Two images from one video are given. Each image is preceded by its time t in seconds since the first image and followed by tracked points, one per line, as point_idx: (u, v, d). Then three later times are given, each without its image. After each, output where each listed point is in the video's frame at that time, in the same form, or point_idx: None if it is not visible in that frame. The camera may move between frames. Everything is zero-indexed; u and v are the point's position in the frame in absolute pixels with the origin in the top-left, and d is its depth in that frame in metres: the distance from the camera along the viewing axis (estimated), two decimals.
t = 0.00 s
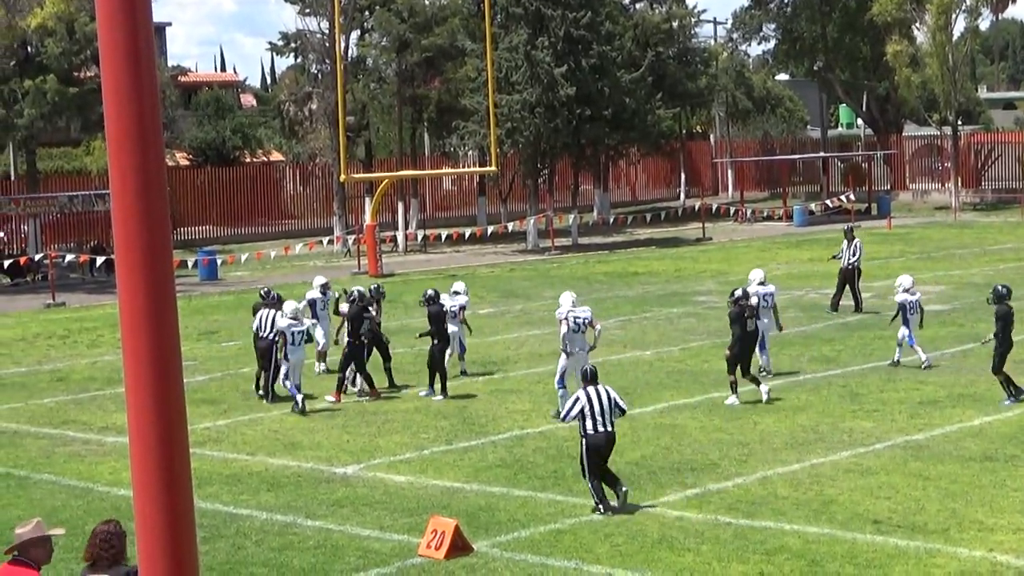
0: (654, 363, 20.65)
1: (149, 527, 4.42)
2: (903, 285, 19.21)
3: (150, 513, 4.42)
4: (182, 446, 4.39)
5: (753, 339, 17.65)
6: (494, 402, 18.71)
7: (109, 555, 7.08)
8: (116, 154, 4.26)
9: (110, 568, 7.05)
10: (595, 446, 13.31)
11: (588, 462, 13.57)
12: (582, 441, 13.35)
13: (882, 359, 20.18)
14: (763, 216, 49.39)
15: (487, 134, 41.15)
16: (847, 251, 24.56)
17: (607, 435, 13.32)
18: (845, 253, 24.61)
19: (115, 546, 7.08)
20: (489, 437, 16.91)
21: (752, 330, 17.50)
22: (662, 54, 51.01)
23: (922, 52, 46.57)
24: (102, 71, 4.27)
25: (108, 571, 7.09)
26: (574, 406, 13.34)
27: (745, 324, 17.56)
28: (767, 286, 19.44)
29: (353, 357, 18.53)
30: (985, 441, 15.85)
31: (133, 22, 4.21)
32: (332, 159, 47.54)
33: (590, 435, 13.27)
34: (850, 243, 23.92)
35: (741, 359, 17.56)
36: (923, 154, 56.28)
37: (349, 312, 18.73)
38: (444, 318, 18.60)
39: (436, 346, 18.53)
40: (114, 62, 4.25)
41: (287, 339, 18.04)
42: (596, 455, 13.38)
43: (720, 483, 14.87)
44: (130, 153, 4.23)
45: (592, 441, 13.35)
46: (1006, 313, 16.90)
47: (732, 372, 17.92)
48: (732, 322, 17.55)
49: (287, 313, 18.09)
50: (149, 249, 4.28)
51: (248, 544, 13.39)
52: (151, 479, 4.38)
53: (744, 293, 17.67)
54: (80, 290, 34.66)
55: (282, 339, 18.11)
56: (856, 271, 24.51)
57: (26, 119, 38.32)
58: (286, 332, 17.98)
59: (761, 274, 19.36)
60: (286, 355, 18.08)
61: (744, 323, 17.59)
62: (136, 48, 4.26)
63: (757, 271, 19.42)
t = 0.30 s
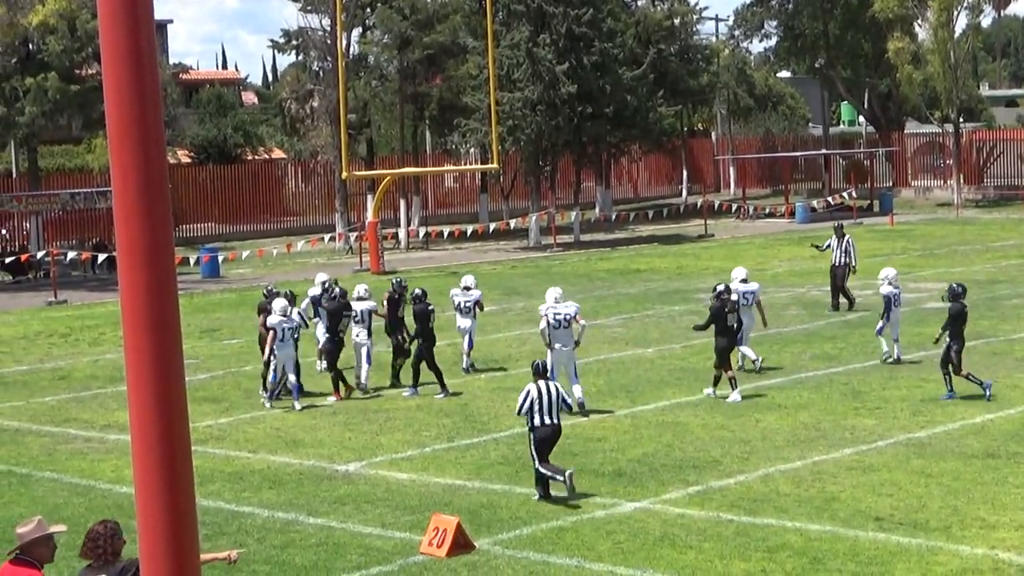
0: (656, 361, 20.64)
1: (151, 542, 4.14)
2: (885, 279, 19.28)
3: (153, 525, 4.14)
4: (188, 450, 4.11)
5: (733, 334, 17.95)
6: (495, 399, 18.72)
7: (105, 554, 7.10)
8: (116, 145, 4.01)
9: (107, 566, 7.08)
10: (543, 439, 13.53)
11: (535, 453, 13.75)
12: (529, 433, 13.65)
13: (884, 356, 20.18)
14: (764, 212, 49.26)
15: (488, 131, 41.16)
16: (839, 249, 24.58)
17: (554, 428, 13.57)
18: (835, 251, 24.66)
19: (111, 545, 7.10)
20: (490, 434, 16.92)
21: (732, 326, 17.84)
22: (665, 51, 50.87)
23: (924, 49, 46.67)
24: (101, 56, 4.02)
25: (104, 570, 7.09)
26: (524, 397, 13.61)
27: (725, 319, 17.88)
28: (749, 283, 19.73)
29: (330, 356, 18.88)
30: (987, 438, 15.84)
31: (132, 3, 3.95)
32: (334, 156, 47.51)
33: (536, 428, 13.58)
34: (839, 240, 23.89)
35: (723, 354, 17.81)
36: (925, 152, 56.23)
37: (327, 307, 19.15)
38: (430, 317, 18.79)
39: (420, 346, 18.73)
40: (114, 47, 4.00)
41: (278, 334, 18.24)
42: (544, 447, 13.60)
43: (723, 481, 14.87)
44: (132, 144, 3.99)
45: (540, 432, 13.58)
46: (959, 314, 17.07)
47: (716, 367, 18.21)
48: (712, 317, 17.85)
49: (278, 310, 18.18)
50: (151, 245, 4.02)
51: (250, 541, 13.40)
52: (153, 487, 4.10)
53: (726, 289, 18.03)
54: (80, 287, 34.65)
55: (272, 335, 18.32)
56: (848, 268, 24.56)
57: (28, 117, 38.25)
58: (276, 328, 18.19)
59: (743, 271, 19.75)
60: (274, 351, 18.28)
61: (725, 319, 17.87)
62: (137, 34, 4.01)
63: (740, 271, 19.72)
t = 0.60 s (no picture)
0: (660, 360, 20.34)
1: (143, 543, 4.01)
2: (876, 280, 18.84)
3: (146, 527, 4.01)
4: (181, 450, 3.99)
5: (719, 332, 17.80)
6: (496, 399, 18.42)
7: (94, 560, 6.76)
8: (108, 133, 3.84)
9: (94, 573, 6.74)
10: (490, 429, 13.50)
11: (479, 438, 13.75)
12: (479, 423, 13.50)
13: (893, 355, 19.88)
14: (770, 210, 48.88)
15: (489, 126, 40.81)
16: (839, 246, 24.04)
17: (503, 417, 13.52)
18: (837, 249, 24.25)
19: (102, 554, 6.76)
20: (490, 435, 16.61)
21: (718, 323, 17.71)
22: (667, 44, 50.80)
23: (932, 42, 46.30)
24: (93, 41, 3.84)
25: None
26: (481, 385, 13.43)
27: (712, 315, 17.72)
28: (734, 279, 19.20)
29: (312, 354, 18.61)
30: (997, 439, 15.54)
31: None
32: (330, 152, 47.16)
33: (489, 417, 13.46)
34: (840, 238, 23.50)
35: (707, 351, 17.73)
36: (933, 146, 55.98)
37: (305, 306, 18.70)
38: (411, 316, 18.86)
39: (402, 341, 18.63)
40: (106, 36, 3.82)
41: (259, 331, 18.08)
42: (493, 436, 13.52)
43: (727, 482, 14.56)
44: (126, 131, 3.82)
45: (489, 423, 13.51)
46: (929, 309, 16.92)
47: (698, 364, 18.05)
48: (700, 313, 17.73)
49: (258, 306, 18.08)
50: (144, 241, 3.88)
51: (245, 544, 13.09)
52: (147, 490, 3.97)
53: (714, 285, 17.90)
54: (73, 285, 34.35)
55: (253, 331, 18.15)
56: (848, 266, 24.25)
57: (19, 112, 38.03)
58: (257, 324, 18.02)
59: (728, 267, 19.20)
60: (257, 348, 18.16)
61: (712, 315, 17.73)
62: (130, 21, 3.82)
63: (725, 267, 19.18)
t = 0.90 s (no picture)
0: (664, 358, 19.73)
1: (127, 542, 4.01)
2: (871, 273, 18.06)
3: (130, 528, 4.01)
4: (165, 449, 3.98)
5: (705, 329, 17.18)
6: (495, 399, 17.82)
7: (89, 563, 6.36)
8: (90, 128, 3.82)
9: None
10: (442, 424, 13.22)
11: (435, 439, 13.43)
12: (426, 420, 13.28)
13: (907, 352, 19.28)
14: (778, 201, 48.45)
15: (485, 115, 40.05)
16: (846, 241, 23.61)
17: (451, 413, 13.27)
18: (842, 243, 23.63)
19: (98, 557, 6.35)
20: (489, 437, 15.98)
21: (706, 319, 17.12)
22: (672, 29, 49.99)
23: (947, 27, 45.60)
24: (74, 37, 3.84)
25: None
26: (419, 381, 13.26)
27: (699, 311, 17.16)
28: (717, 276, 18.62)
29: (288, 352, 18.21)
30: (1015, 440, 14.94)
31: None
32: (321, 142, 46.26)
33: (435, 411, 13.21)
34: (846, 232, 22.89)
35: (695, 348, 17.09)
36: (948, 136, 55.24)
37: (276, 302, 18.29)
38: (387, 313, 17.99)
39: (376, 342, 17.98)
40: (88, 29, 3.83)
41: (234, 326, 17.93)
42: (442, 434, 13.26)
43: (734, 485, 13.96)
44: (105, 127, 3.80)
45: (438, 419, 13.23)
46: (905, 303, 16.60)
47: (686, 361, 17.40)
48: (686, 308, 17.12)
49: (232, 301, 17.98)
50: (127, 243, 3.86)
51: (232, 550, 12.48)
52: (131, 489, 3.96)
53: (701, 281, 17.29)
54: (55, 280, 33.70)
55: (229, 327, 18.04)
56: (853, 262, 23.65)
57: None
58: (230, 320, 17.86)
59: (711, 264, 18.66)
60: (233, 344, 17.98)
61: (699, 310, 17.16)
62: (111, 18, 3.82)
63: (707, 262, 18.58)
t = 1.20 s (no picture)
0: (661, 355, 19.72)
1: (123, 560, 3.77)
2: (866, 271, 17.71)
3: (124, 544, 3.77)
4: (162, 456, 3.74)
5: (687, 324, 17.41)
6: (491, 396, 17.83)
7: (88, 560, 6.36)
8: (84, 112, 3.59)
9: (91, 573, 6.33)
10: (397, 417, 13.59)
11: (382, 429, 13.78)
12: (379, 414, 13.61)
13: (904, 349, 19.27)
14: (775, 199, 48.17)
15: (482, 111, 40.03)
16: (836, 238, 23.49)
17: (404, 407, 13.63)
18: (834, 240, 23.59)
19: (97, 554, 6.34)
20: (485, 434, 15.97)
21: (685, 313, 17.36)
22: (668, 25, 49.60)
23: (945, 23, 45.40)
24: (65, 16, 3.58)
25: None
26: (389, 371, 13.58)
27: (678, 306, 17.39)
28: (693, 272, 18.75)
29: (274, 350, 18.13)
30: (1011, 437, 14.92)
31: None
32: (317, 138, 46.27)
33: (389, 407, 13.56)
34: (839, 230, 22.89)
35: (675, 342, 17.28)
36: (945, 132, 55.21)
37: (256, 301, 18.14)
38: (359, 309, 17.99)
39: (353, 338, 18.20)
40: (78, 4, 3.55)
41: (220, 321, 18.08)
42: (396, 426, 13.64)
43: (731, 482, 13.95)
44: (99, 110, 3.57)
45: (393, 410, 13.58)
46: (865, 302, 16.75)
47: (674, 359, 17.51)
48: (665, 305, 17.43)
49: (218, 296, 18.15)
50: (121, 232, 3.63)
51: (228, 547, 12.47)
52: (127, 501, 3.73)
53: (679, 276, 17.62)
54: (51, 277, 33.69)
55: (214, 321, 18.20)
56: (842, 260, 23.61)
57: None
58: (217, 315, 18.04)
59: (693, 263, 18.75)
60: (218, 338, 18.16)
61: (678, 305, 17.42)
62: None
63: (684, 259, 18.47)
